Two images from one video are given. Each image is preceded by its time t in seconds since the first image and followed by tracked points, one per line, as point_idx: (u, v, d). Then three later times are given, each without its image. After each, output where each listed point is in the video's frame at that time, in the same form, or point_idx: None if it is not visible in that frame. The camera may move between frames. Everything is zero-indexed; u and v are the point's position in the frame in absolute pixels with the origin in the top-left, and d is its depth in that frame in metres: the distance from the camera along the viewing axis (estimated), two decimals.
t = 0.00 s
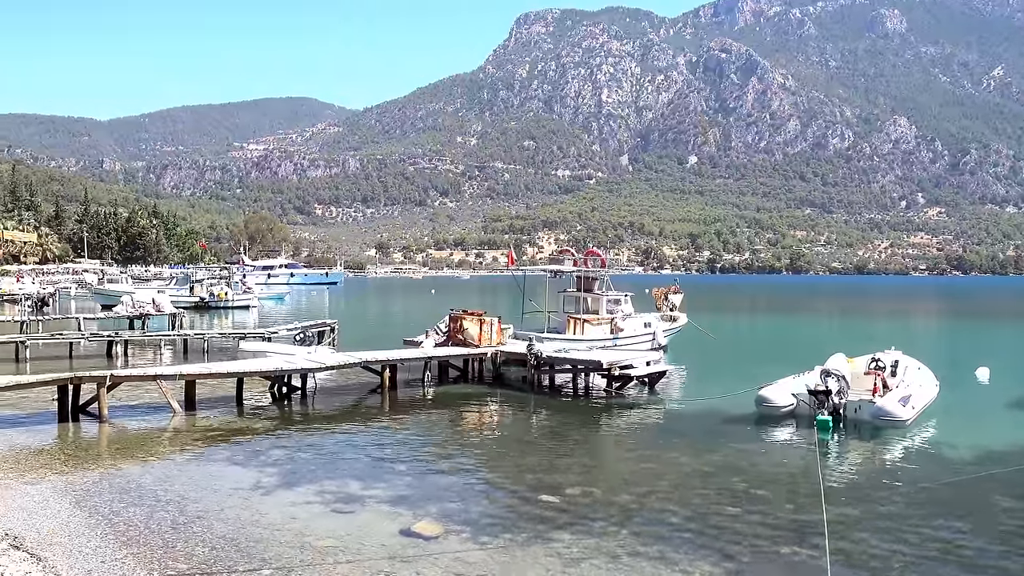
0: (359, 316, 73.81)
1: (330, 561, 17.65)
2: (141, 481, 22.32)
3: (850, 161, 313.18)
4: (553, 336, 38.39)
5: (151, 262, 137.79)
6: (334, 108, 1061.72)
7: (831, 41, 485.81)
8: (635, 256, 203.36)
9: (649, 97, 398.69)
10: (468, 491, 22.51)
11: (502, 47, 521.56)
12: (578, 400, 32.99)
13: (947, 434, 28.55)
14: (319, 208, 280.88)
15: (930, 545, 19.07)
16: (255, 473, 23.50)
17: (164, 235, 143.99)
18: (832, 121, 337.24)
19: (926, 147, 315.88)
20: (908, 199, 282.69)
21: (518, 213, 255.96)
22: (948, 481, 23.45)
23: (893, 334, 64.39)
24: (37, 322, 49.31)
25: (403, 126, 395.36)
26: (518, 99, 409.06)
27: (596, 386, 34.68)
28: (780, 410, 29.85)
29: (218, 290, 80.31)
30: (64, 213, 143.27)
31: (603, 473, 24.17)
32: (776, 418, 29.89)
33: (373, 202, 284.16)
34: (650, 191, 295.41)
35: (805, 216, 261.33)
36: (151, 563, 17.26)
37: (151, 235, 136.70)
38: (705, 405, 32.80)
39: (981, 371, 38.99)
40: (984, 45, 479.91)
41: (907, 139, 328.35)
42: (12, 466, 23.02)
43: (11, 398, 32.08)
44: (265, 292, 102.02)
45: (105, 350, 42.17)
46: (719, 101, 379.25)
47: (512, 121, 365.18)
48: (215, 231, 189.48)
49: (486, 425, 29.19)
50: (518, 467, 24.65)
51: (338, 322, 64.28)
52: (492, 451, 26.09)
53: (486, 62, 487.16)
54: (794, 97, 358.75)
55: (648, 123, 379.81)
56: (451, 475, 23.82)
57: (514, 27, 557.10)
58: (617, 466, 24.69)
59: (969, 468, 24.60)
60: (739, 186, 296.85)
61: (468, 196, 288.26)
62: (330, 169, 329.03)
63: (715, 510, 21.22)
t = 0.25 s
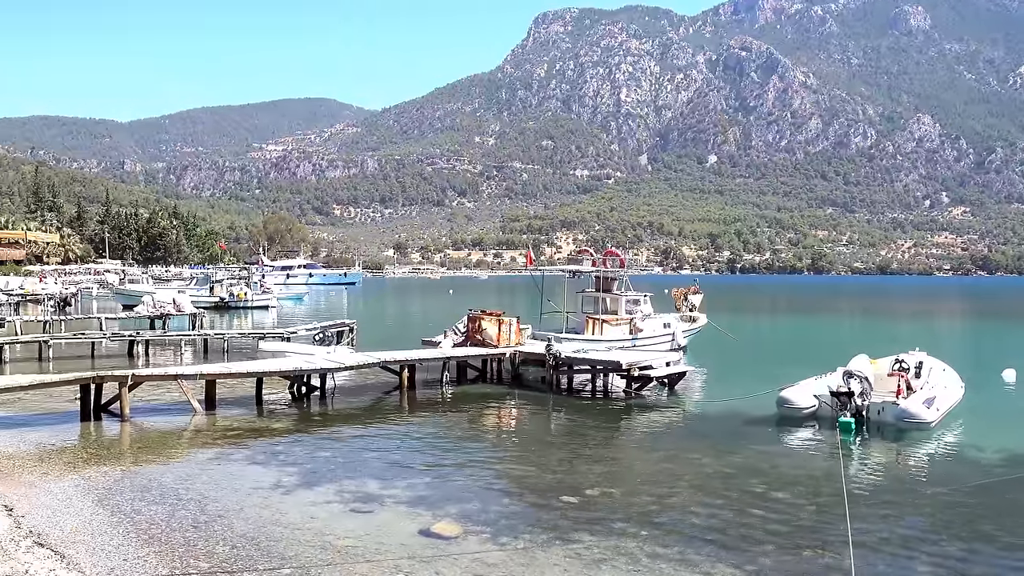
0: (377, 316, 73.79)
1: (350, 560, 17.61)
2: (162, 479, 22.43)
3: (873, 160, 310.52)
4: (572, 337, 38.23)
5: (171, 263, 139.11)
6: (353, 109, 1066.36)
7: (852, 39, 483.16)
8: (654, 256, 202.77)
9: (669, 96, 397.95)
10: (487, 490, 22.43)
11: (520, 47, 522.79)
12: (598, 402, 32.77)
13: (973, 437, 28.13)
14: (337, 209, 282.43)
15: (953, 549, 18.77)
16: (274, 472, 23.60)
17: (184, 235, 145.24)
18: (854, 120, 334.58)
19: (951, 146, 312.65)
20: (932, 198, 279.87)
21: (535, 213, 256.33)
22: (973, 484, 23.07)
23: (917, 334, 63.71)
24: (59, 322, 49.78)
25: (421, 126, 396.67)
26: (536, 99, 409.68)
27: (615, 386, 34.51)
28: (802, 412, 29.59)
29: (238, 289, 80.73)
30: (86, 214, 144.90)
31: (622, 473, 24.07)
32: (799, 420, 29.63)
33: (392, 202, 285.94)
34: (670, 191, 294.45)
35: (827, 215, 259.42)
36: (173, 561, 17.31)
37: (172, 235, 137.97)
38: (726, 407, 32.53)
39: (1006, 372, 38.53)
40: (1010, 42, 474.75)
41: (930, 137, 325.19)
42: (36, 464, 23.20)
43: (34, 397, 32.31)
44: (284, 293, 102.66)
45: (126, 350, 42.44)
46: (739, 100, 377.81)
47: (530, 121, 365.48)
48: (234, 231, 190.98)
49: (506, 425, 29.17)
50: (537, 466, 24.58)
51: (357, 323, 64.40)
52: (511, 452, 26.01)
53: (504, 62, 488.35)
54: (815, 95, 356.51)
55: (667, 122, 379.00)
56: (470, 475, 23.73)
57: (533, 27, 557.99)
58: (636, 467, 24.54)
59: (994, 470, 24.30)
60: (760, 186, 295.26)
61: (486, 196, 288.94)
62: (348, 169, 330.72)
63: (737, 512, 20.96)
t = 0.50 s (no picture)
0: (395, 316, 73.94)
1: (370, 560, 17.60)
2: (182, 478, 22.54)
3: (896, 158, 307.48)
4: (591, 337, 38.08)
5: (191, 262, 140.44)
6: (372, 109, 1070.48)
7: (875, 36, 479.24)
8: (673, 256, 202.08)
9: (688, 95, 396.66)
10: (505, 490, 22.38)
11: (538, 46, 523.24)
12: (617, 402, 32.64)
13: (997, 440, 27.78)
14: (356, 209, 283.64)
15: (978, 553, 18.49)
16: (294, 471, 23.67)
17: (204, 236, 146.40)
18: (876, 117, 331.86)
19: (975, 144, 309.00)
20: (956, 197, 276.67)
21: (553, 213, 256.28)
22: (998, 487, 22.79)
23: (939, 335, 63.13)
24: (81, 322, 50.26)
25: (439, 126, 397.54)
26: (554, 98, 409.71)
27: (635, 387, 34.34)
28: (824, 413, 29.38)
29: (257, 289, 81.16)
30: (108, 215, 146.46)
31: (642, 474, 23.95)
32: (819, 421, 29.41)
33: (410, 202, 287.29)
34: (689, 190, 293.23)
35: (849, 214, 257.31)
36: (195, 558, 17.41)
37: (192, 235, 139.07)
38: (746, 407, 32.29)
39: None
40: None
41: (954, 135, 321.57)
42: (60, 462, 23.43)
43: (57, 396, 32.66)
44: (303, 293, 103.15)
45: (147, 350, 42.71)
46: (759, 98, 376.07)
47: (549, 121, 365.48)
48: (254, 232, 192.31)
49: (525, 425, 29.10)
50: (556, 467, 24.45)
51: (375, 323, 64.51)
52: (531, 452, 25.96)
53: (523, 62, 488.93)
54: (836, 93, 353.95)
55: (686, 121, 377.69)
56: (489, 475, 23.69)
57: (551, 26, 558.35)
58: (655, 468, 24.39)
59: (1020, 473, 23.95)
60: (780, 185, 293.36)
61: (504, 196, 289.26)
62: (367, 169, 332.24)
63: (757, 513, 20.79)
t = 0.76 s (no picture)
0: (414, 316, 74.06)
1: (391, 559, 17.65)
2: (203, 476, 22.70)
3: (919, 156, 304.41)
4: (610, 337, 37.99)
5: (212, 263, 141.37)
6: (391, 109, 1073.98)
7: (898, 33, 474.85)
8: (692, 255, 201.28)
9: (708, 93, 395.20)
10: (525, 490, 22.38)
11: (557, 46, 523.36)
12: (636, 402, 32.58)
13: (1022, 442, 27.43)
14: (375, 209, 284.73)
15: (1003, 556, 18.26)
16: (314, 470, 23.80)
17: (225, 236, 147.45)
18: (899, 116, 329.19)
19: (1000, 142, 305.36)
20: (980, 195, 273.46)
21: (572, 213, 256.05)
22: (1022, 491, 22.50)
23: (962, 336, 62.53)
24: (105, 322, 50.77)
25: (458, 126, 398.22)
26: (574, 98, 409.50)
27: (655, 387, 34.23)
28: (845, 414, 29.19)
29: (278, 289, 81.62)
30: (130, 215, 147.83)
31: (661, 474, 23.90)
32: (841, 422, 29.21)
33: (429, 202, 288.20)
34: (708, 189, 291.96)
35: (871, 214, 255.20)
36: (217, 556, 17.54)
37: (213, 235, 140.22)
38: (767, 408, 32.10)
39: None
40: None
41: (979, 133, 317.90)
42: (83, 460, 23.68)
43: (79, 395, 32.96)
44: (323, 292, 103.63)
45: (168, 349, 43.04)
46: (780, 97, 374.11)
47: (567, 121, 365.19)
48: (274, 232, 193.50)
49: (544, 425, 29.11)
50: (575, 468, 24.43)
51: (395, 323, 64.69)
52: (551, 451, 25.96)
53: (542, 61, 489.08)
54: (858, 91, 351.36)
55: (706, 120, 376.20)
56: (508, 475, 23.70)
57: (571, 25, 558.12)
58: (675, 468, 24.31)
59: None
60: (801, 184, 291.40)
61: (523, 196, 289.47)
62: (386, 169, 333.52)
63: (778, 514, 20.65)
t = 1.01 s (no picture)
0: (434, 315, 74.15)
1: (411, 559, 17.66)
2: (225, 475, 22.88)
3: (943, 155, 301.21)
4: (630, 337, 37.94)
5: (233, 262, 142.38)
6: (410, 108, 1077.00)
7: (922, 30, 469.95)
8: (713, 255, 200.41)
9: (728, 92, 393.50)
10: (545, 490, 22.36)
11: (577, 45, 523.18)
12: (656, 401, 32.52)
13: None
14: (395, 208, 285.63)
15: None
16: (334, 469, 23.89)
17: (246, 236, 148.52)
18: (922, 114, 326.17)
19: None
20: (1006, 194, 270.02)
21: (592, 212, 255.63)
22: None
23: (987, 336, 61.79)
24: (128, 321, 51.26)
25: (477, 125, 398.67)
26: (593, 97, 408.99)
27: (675, 387, 34.14)
28: (868, 415, 29.01)
29: (298, 289, 82.02)
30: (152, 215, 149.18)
31: (681, 474, 23.80)
32: (864, 422, 29.02)
33: (448, 202, 288.95)
34: (729, 188, 290.57)
35: (894, 213, 252.99)
36: (238, 555, 17.65)
37: (233, 235, 141.27)
38: (788, 408, 31.95)
39: None
40: None
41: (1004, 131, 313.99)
42: (107, 458, 23.90)
43: (103, 394, 33.27)
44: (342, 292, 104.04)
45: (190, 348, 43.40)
46: (802, 96, 371.81)
47: (587, 120, 364.77)
48: (295, 232, 194.71)
49: (564, 424, 29.10)
50: (595, 468, 24.36)
51: (414, 322, 64.78)
52: (570, 451, 25.94)
53: (562, 61, 488.92)
54: (880, 90, 348.46)
55: (727, 119, 374.64)
56: (528, 475, 23.66)
57: (590, 24, 557.40)
58: (695, 470, 24.20)
59: None
60: (823, 183, 289.32)
61: (542, 195, 289.49)
62: (406, 169, 334.64)
63: (799, 516, 20.47)
